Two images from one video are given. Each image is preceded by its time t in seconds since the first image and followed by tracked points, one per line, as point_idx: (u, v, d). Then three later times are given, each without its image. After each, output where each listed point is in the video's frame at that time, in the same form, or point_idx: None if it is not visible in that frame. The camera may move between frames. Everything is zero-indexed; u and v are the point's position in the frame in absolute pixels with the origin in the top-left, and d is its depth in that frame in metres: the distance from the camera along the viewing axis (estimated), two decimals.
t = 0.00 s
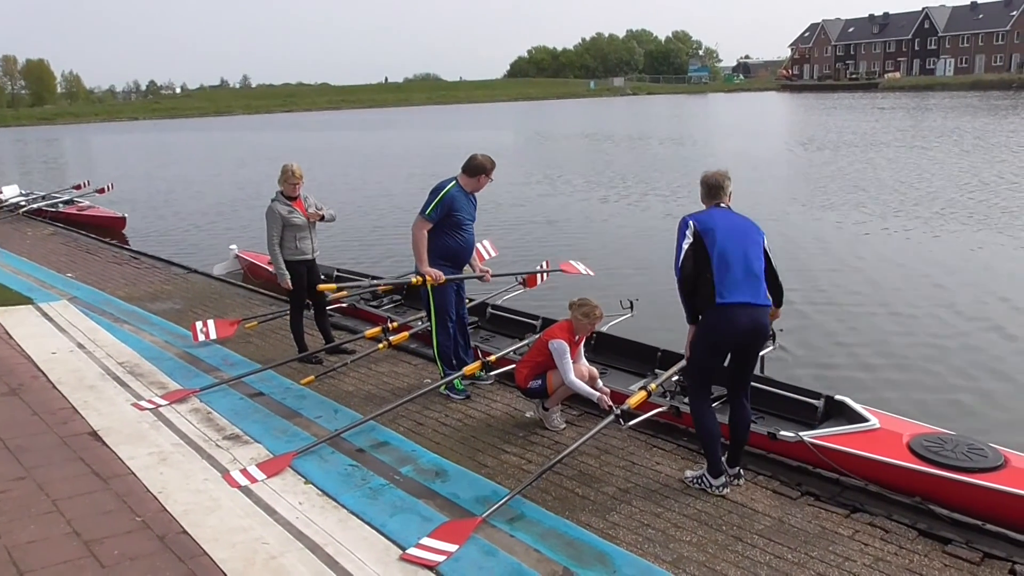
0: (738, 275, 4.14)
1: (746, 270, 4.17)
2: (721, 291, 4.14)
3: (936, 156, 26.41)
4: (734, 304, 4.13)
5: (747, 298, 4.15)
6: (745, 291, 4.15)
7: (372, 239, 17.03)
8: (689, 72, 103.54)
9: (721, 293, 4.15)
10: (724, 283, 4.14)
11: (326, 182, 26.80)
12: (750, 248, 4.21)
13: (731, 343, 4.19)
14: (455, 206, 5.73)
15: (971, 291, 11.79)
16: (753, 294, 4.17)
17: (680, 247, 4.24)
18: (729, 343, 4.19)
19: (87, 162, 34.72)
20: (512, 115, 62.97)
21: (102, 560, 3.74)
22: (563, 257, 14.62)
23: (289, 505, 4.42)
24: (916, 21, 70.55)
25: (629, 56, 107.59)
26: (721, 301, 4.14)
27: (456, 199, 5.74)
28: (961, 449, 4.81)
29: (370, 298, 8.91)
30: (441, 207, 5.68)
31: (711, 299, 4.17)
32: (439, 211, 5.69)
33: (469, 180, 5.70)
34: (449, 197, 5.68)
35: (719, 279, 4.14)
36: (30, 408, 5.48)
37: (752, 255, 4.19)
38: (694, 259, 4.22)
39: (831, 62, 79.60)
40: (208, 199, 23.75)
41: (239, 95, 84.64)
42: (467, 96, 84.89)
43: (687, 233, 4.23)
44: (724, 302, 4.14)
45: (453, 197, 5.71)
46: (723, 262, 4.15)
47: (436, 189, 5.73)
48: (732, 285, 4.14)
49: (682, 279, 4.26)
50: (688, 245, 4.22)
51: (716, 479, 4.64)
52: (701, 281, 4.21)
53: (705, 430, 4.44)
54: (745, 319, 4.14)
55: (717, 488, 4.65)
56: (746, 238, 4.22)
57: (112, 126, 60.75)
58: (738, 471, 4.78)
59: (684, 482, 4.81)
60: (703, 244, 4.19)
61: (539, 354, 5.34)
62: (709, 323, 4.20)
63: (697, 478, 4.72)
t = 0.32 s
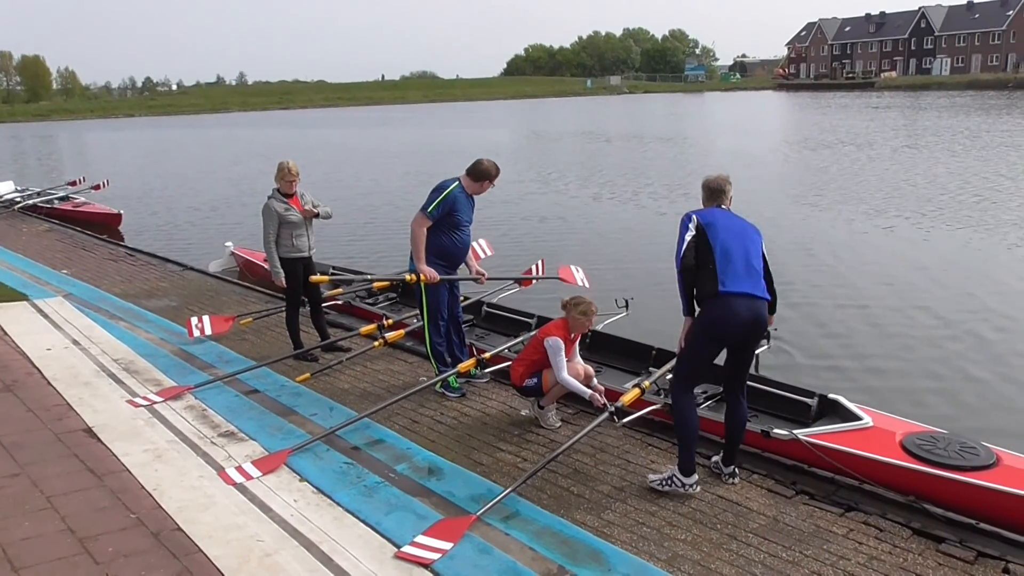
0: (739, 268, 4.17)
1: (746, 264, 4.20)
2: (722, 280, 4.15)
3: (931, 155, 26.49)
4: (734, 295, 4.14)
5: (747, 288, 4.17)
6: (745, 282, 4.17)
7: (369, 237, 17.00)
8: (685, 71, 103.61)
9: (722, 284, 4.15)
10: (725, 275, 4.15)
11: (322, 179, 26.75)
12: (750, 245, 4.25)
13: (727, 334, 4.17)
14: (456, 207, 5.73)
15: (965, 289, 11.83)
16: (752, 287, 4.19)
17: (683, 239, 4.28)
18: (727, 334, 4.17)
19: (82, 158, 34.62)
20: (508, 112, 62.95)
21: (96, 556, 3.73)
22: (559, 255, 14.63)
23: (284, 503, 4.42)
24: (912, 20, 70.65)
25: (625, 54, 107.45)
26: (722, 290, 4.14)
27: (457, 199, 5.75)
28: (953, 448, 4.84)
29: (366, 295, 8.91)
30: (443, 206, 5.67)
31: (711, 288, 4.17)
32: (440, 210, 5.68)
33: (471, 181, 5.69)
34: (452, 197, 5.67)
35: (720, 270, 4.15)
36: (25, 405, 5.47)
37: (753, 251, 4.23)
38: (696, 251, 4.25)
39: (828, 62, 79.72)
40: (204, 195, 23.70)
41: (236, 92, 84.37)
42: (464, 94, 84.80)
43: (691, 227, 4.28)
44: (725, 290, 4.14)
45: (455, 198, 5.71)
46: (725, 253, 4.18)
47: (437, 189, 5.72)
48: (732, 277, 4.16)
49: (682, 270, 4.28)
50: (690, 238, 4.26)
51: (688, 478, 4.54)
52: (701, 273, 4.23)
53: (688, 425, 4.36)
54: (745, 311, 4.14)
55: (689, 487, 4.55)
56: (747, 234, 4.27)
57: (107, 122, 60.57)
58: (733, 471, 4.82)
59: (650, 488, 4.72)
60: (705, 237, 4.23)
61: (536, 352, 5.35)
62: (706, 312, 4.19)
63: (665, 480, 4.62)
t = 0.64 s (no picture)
0: (731, 265, 4.18)
1: (739, 262, 4.20)
2: (715, 276, 4.16)
3: (928, 154, 26.54)
4: (726, 290, 4.14)
5: (739, 283, 4.18)
6: (738, 278, 4.18)
7: (365, 234, 16.96)
8: (683, 69, 103.67)
9: (714, 280, 4.16)
10: (718, 271, 4.16)
11: (319, 176, 26.72)
12: (744, 245, 4.27)
13: (721, 329, 4.15)
14: (455, 205, 5.73)
15: (962, 288, 11.85)
16: (744, 283, 4.19)
17: (680, 240, 4.30)
18: (720, 329, 4.15)
19: (78, 154, 34.54)
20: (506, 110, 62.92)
21: (92, 554, 3.72)
22: (556, 252, 14.63)
23: (280, 500, 4.41)
24: (910, 20, 70.66)
25: (623, 52, 107.33)
26: (714, 286, 4.15)
27: (456, 198, 5.74)
28: (947, 446, 4.86)
29: (362, 293, 8.91)
30: (443, 205, 5.66)
31: (704, 283, 4.18)
32: (440, 208, 5.66)
33: (470, 180, 5.68)
34: (451, 196, 5.67)
35: (712, 268, 4.16)
36: (20, 401, 5.46)
37: (746, 252, 4.25)
38: (691, 251, 4.27)
39: (826, 61, 79.80)
40: (201, 192, 23.65)
41: (233, 89, 84.23)
42: (461, 91, 84.72)
43: (686, 229, 4.31)
44: (717, 286, 4.14)
45: (455, 196, 5.70)
46: (719, 251, 4.19)
47: (438, 186, 5.70)
48: (725, 275, 4.17)
49: (678, 269, 4.29)
50: (686, 239, 4.29)
51: (672, 484, 4.51)
52: (696, 272, 4.23)
53: (684, 425, 4.29)
54: (737, 306, 4.14)
55: (673, 492, 4.52)
56: (741, 235, 4.30)
57: (104, 118, 60.38)
58: (729, 470, 4.84)
59: (636, 492, 4.66)
60: (700, 237, 4.25)
61: (533, 350, 5.35)
62: (699, 307, 4.19)
63: (651, 486, 4.57)
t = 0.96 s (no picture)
0: (727, 263, 4.19)
1: (735, 261, 4.21)
2: (711, 273, 4.17)
3: (926, 153, 26.59)
4: (723, 288, 4.15)
5: (736, 280, 4.18)
6: (734, 274, 4.19)
7: (364, 233, 16.96)
8: (682, 68, 103.66)
9: (711, 278, 4.17)
10: (714, 269, 4.18)
11: (317, 175, 26.72)
12: (739, 245, 4.29)
13: (718, 326, 4.15)
14: (450, 202, 5.73)
15: (959, 287, 11.87)
16: (740, 281, 4.19)
17: (676, 242, 4.33)
18: (718, 326, 4.15)
19: (76, 153, 34.50)
20: (505, 109, 62.93)
21: (90, 551, 3.73)
22: (554, 251, 14.63)
23: (278, 499, 4.41)
24: (908, 18, 70.72)
25: (621, 51, 107.25)
26: (710, 284, 4.16)
27: (451, 194, 5.75)
28: (942, 444, 4.88)
29: (359, 291, 8.93)
30: (437, 202, 5.66)
31: (701, 281, 4.19)
32: (435, 206, 5.67)
33: (463, 176, 5.69)
34: (446, 193, 5.67)
35: (709, 267, 4.18)
36: (18, 400, 5.46)
37: (743, 251, 4.27)
38: (688, 252, 4.29)
39: (824, 59, 79.83)
40: (199, 191, 23.62)
41: (231, 87, 84.18)
42: (459, 90, 84.68)
43: (683, 231, 4.35)
44: (714, 283, 4.15)
45: (449, 193, 5.70)
46: (714, 250, 4.22)
47: (431, 184, 5.71)
48: (721, 273, 4.18)
49: (675, 270, 4.31)
50: (682, 241, 4.32)
51: (670, 482, 4.52)
52: (693, 272, 4.25)
53: (685, 424, 4.29)
54: (734, 303, 4.14)
55: (671, 491, 4.53)
56: (736, 234, 4.33)
57: (101, 117, 60.28)
58: (727, 468, 4.85)
59: (634, 491, 4.67)
60: (696, 237, 4.29)
61: (533, 349, 5.33)
62: (697, 305, 4.20)
63: (649, 484, 4.58)
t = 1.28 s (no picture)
0: (724, 261, 4.20)
1: (733, 259, 4.22)
2: (709, 271, 4.18)
3: (923, 151, 26.63)
4: (720, 286, 4.16)
5: (733, 278, 4.19)
6: (732, 272, 4.20)
7: (361, 232, 16.94)
8: (679, 67, 103.62)
9: (709, 276, 4.18)
10: (711, 267, 4.19)
11: (313, 173, 26.68)
12: (737, 243, 4.30)
13: (715, 323, 4.16)
14: (444, 199, 5.74)
15: (955, 284, 11.91)
16: (738, 279, 4.20)
17: (675, 240, 4.33)
18: (714, 324, 4.16)
19: (72, 152, 34.38)
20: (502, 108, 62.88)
21: (88, 550, 3.73)
22: (551, 249, 14.64)
23: (276, 498, 4.41)
24: (905, 17, 70.79)
25: (618, 50, 107.14)
26: (706, 282, 4.17)
27: (444, 191, 5.75)
28: (936, 439, 4.91)
29: (355, 290, 8.93)
30: (431, 199, 5.66)
31: (698, 278, 4.20)
32: (429, 204, 5.66)
33: (456, 172, 5.71)
34: (438, 190, 5.68)
35: (707, 265, 4.19)
36: (15, 399, 5.45)
37: (740, 249, 4.28)
38: (686, 250, 4.30)
39: (821, 58, 79.87)
40: (196, 190, 23.55)
41: (227, 86, 84.02)
42: (456, 88, 84.59)
43: (682, 229, 4.35)
44: (711, 281, 4.16)
45: (442, 190, 5.71)
46: (712, 248, 4.22)
47: (424, 182, 5.71)
48: (719, 271, 4.18)
49: (673, 267, 4.32)
50: (681, 239, 4.32)
51: (667, 480, 4.53)
52: (692, 269, 4.25)
53: (681, 421, 4.31)
54: (732, 300, 4.15)
55: (669, 488, 4.54)
56: (734, 233, 4.34)
57: (97, 116, 60.16)
58: (724, 466, 4.85)
59: (632, 489, 4.67)
60: (695, 236, 4.30)
61: (532, 349, 5.31)
62: (694, 303, 4.20)
63: (647, 482, 4.59)
